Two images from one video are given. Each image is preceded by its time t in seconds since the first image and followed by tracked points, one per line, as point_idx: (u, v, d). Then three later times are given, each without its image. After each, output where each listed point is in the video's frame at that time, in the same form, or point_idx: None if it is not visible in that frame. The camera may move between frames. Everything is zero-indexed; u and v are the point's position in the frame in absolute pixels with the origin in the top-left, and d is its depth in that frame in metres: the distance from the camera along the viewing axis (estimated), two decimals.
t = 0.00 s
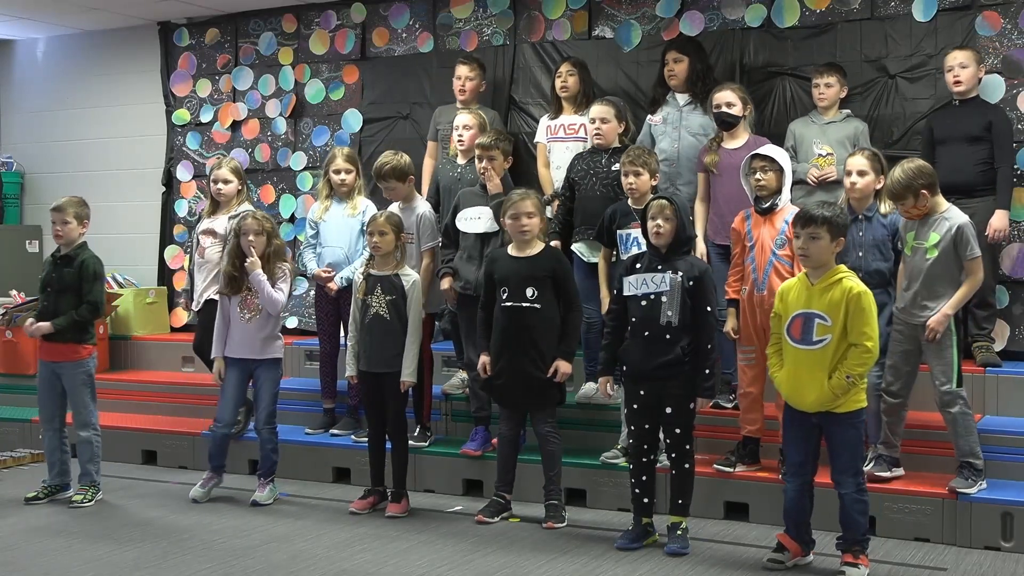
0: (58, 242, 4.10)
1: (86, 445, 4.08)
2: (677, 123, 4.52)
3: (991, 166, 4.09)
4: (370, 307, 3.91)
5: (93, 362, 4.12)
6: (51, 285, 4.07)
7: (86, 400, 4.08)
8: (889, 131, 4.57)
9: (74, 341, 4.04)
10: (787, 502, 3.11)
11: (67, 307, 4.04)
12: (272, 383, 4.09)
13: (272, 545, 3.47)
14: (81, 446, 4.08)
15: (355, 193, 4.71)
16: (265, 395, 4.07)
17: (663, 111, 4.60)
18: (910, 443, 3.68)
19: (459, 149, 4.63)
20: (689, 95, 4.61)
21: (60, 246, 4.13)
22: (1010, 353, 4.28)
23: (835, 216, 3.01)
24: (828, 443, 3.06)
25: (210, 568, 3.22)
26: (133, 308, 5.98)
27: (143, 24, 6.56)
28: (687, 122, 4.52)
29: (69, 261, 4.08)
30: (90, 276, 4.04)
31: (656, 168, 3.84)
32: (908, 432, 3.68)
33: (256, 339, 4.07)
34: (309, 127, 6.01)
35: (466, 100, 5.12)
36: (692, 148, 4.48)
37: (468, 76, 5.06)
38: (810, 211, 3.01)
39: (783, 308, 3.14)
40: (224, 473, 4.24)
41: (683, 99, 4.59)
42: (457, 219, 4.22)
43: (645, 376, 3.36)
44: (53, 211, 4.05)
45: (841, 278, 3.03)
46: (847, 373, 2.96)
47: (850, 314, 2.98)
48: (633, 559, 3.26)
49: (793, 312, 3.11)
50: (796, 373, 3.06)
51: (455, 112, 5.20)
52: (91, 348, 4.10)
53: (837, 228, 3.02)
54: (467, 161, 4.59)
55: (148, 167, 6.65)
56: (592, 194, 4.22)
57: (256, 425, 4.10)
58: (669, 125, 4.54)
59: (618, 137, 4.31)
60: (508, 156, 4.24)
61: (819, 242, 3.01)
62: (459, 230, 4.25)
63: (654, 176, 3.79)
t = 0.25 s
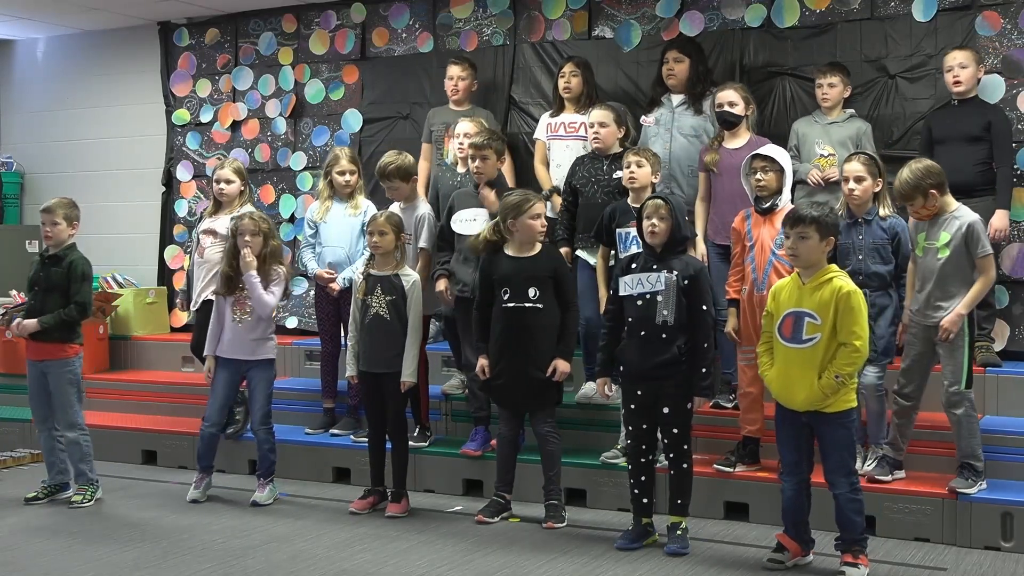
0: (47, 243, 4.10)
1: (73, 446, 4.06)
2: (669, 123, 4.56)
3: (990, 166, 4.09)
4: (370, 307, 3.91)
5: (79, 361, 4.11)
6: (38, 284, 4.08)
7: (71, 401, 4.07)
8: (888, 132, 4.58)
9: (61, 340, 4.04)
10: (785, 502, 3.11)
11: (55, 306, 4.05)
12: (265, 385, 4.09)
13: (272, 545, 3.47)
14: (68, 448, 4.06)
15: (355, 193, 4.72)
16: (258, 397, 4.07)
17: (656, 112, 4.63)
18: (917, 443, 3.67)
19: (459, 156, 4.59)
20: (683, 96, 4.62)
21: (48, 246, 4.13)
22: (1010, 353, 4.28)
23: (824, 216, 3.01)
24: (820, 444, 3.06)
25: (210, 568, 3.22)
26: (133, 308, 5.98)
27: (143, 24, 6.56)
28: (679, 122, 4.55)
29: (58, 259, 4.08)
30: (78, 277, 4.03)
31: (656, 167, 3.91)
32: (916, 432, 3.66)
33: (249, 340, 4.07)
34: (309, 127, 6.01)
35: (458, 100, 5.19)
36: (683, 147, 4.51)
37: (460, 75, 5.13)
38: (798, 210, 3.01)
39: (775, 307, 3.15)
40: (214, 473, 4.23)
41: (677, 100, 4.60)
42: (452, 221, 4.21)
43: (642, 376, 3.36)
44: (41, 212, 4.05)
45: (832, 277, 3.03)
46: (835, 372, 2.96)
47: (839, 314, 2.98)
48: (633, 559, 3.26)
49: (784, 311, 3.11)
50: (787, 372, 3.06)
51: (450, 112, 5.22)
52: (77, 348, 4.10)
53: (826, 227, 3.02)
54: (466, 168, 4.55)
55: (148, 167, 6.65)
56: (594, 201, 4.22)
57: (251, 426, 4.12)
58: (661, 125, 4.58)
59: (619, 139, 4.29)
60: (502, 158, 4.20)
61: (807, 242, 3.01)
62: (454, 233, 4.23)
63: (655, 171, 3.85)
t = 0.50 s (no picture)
0: (36, 242, 4.09)
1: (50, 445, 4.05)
2: (659, 121, 4.61)
3: (990, 167, 4.10)
4: (370, 307, 3.91)
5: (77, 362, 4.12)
6: (32, 285, 4.08)
7: (59, 400, 4.05)
8: (889, 132, 4.58)
9: (59, 340, 4.05)
10: (785, 501, 3.11)
11: (53, 307, 4.05)
12: (250, 384, 4.09)
13: (272, 545, 3.47)
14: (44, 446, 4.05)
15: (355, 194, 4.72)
16: (245, 395, 4.08)
17: (646, 110, 4.68)
18: (914, 443, 3.67)
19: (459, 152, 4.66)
20: (673, 92, 4.68)
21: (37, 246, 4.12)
22: (1010, 353, 4.28)
23: (819, 216, 3.01)
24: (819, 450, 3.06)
25: (210, 568, 3.23)
26: (133, 308, 5.98)
27: (143, 24, 6.56)
28: (670, 119, 4.60)
29: (51, 259, 4.08)
30: (76, 276, 4.06)
31: (658, 168, 3.91)
32: (914, 432, 3.67)
33: (231, 340, 4.06)
34: (309, 127, 6.01)
35: (450, 99, 5.23)
36: (675, 143, 4.56)
37: (450, 74, 5.17)
38: (794, 209, 3.02)
39: (771, 306, 3.16)
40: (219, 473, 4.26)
41: (666, 97, 4.67)
42: (448, 222, 4.21)
43: (640, 376, 3.36)
44: (32, 210, 4.05)
45: (825, 276, 3.03)
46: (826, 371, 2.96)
47: (831, 312, 2.98)
48: (632, 559, 3.26)
49: (779, 310, 3.12)
50: (780, 370, 3.07)
51: (443, 113, 5.25)
52: (75, 348, 4.10)
53: (819, 227, 3.02)
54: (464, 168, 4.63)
55: (148, 167, 6.65)
56: (594, 199, 4.21)
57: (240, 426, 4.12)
58: (652, 124, 4.63)
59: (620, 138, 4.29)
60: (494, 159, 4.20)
61: (801, 242, 3.02)
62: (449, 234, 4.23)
63: (656, 172, 3.85)
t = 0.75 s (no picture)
0: (30, 241, 4.08)
1: (56, 442, 4.06)
2: (648, 120, 4.60)
3: (990, 168, 4.10)
4: (370, 307, 3.91)
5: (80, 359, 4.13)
6: (28, 285, 4.08)
7: (64, 397, 4.07)
8: (889, 132, 4.57)
9: (62, 338, 4.06)
10: (787, 500, 3.11)
11: (53, 306, 4.06)
12: (233, 383, 4.08)
13: (272, 545, 3.47)
14: (51, 443, 4.06)
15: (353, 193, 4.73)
16: (227, 393, 4.07)
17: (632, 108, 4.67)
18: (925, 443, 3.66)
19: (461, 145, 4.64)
20: (660, 92, 4.66)
21: (30, 245, 4.11)
22: (1010, 353, 4.28)
23: (819, 216, 3.01)
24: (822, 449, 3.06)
25: (210, 568, 3.22)
26: (133, 308, 5.98)
27: (143, 24, 6.56)
28: (658, 118, 4.59)
29: (46, 259, 4.07)
30: (72, 273, 4.06)
31: (658, 169, 3.90)
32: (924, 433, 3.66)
33: (217, 339, 4.06)
34: (309, 127, 6.01)
35: (445, 99, 5.24)
36: (666, 142, 4.56)
37: (443, 74, 5.19)
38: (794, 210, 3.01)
39: (771, 305, 3.16)
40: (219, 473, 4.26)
41: (653, 97, 4.65)
42: (444, 223, 4.20)
43: (640, 377, 3.36)
44: (28, 208, 4.07)
45: (825, 276, 3.03)
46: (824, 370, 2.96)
47: (830, 312, 2.98)
48: (632, 559, 3.26)
49: (779, 309, 3.12)
50: (780, 369, 3.07)
51: (438, 113, 5.26)
52: (77, 345, 4.11)
53: (820, 227, 3.02)
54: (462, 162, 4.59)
55: (148, 167, 6.65)
56: (595, 195, 4.22)
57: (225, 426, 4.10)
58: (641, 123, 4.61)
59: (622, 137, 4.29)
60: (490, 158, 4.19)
61: (801, 242, 3.02)
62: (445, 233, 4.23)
63: (656, 173, 3.85)
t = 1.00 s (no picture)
0: (29, 239, 4.07)
1: (66, 444, 4.07)
2: (645, 118, 4.58)
3: (990, 169, 4.11)
4: (371, 307, 3.90)
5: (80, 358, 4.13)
6: (28, 284, 4.06)
7: (71, 400, 4.08)
8: (888, 132, 4.57)
9: (62, 337, 4.06)
10: (788, 501, 3.11)
11: (52, 305, 4.05)
12: (234, 381, 4.09)
13: (272, 545, 3.47)
14: (61, 445, 4.06)
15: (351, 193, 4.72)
16: (229, 391, 4.07)
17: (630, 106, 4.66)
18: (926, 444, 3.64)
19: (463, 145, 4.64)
20: (655, 90, 4.65)
21: (30, 244, 4.11)
22: (1011, 353, 4.28)
23: (827, 217, 3.02)
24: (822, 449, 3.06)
25: (210, 568, 3.22)
26: (133, 308, 5.98)
27: (143, 24, 6.56)
28: (657, 116, 4.57)
29: (46, 258, 4.07)
30: (73, 274, 4.07)
31: (659, 169, 3.90)
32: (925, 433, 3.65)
33: (215, 338, 4.07)
34: (309, 127, 6.01)
35: (443, 100, 5.24)
36: (664, 140, 4.54)
37: (441, 75, 5.19)
38: (803, 210, 3.01)
39: (774, 305, 3.15)
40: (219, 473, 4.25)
41: (649, 95, 4.64)
42: (445, 222, 4.21)
43: (642, 377, 3.36)
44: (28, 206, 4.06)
45: (832, 276, 3.03)
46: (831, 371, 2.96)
47: (838, 312, 2.98)
48: (633, 559, 3.27)
49: (783, 309, 3.12)
50: (784, 370, 3.07)
51: (436, 113, 5.27)
52: (77, 344, 4.12)
53: (828, 228, 3.03)
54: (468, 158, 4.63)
55: (148, 167, 6.65)
56: (596, 198, 4.23)
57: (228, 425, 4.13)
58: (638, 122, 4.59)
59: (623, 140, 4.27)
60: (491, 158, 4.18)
61: (810, 242, 3.02)
62: (446, 234, 4.24)
63: (656, 173, 3.86)
